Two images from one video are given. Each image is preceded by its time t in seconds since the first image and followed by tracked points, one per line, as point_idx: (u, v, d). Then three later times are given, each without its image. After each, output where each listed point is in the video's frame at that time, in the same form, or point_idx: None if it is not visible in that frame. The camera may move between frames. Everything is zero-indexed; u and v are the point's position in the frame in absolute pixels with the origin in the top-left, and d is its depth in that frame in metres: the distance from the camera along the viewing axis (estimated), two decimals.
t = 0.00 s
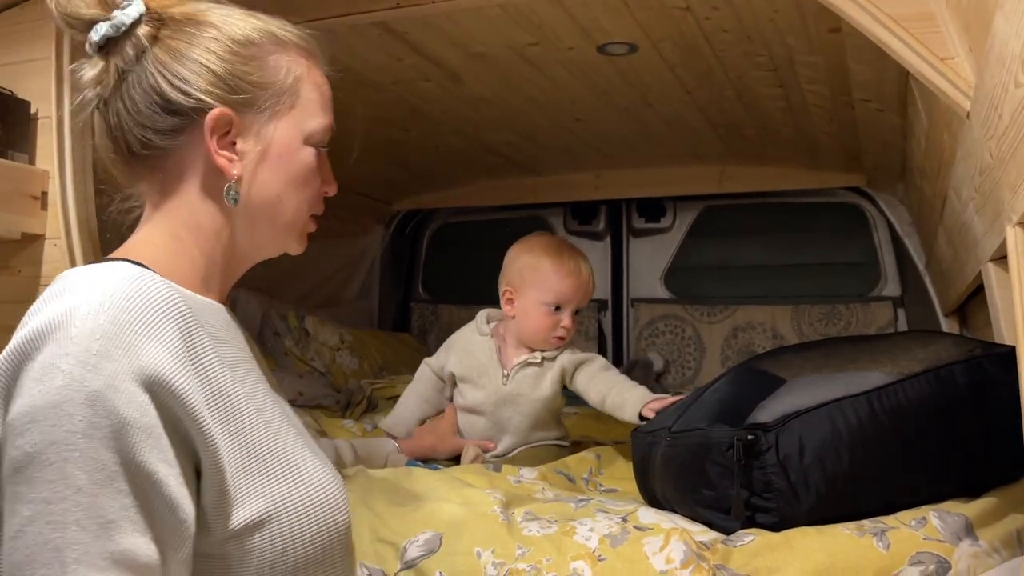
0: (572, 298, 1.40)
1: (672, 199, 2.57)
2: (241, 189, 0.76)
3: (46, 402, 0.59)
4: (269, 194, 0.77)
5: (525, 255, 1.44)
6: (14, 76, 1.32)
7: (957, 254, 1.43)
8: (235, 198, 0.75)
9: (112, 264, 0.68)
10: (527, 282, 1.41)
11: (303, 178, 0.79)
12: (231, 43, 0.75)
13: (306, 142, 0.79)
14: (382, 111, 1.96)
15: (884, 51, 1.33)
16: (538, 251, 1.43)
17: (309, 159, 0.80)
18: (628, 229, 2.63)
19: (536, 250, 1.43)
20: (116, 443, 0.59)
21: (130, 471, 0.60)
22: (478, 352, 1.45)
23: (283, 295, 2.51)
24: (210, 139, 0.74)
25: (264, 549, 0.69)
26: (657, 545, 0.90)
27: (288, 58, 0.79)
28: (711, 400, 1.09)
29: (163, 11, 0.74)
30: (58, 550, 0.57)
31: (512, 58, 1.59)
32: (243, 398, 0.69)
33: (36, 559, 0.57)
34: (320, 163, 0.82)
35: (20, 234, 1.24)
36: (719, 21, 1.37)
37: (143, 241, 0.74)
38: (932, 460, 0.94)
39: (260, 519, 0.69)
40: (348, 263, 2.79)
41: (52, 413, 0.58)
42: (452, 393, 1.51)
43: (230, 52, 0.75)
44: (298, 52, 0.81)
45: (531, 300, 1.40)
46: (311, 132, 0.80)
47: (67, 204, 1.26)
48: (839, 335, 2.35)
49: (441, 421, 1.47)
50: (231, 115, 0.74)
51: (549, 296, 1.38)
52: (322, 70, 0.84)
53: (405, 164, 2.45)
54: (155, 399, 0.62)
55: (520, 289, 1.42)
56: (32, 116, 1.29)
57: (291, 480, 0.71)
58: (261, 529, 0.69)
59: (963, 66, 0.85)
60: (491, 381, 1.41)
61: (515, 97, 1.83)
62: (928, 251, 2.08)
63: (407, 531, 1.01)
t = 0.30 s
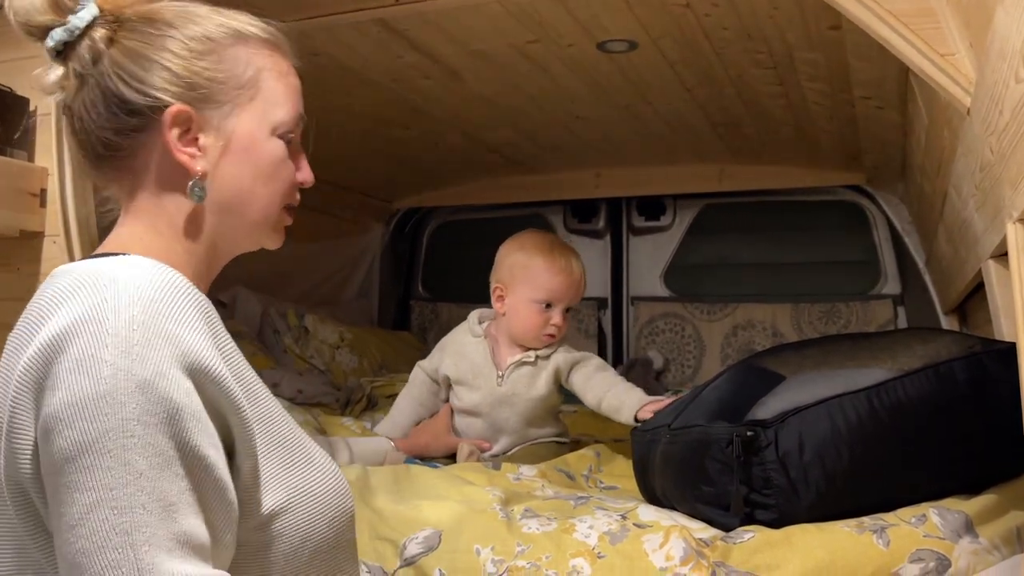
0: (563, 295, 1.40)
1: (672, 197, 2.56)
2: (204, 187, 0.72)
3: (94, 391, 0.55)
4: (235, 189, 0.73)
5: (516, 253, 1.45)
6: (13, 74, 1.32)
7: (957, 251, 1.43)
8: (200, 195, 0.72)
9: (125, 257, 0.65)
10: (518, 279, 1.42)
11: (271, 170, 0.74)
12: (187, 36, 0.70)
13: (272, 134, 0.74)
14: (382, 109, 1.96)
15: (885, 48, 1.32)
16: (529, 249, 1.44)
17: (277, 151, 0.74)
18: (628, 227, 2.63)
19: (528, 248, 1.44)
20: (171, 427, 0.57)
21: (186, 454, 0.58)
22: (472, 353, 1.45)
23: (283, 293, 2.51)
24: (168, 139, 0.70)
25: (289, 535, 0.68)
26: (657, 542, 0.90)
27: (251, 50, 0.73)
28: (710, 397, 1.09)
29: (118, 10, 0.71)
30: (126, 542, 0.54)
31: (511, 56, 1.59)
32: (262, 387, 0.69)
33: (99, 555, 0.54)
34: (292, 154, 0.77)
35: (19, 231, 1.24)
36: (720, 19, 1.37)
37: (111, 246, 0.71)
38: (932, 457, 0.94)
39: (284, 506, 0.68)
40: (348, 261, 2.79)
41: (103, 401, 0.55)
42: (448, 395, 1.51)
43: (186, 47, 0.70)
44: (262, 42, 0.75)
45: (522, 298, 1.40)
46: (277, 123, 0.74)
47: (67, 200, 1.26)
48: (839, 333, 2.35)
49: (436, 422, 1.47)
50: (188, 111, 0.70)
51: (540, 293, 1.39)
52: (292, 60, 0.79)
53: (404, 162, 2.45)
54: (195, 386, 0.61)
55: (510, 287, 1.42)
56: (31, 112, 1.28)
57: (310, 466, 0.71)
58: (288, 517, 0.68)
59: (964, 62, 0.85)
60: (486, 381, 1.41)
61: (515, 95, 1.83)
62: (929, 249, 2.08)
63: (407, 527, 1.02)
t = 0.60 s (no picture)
0: (548, 290, 1.41)
1: (672, 197, 2.56)
2: (155, 194, 0.74)
3: (88, 410, 0.55)
4: (186, 192, 0.73)
5: (502, 250, 1.46)
6: (13, 73, 1.32)
7: (957, 251, 1.43)
8: (151, 203, 0.74)
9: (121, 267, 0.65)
10: (503, 276, 1.43)
11: (218, 168, 0.73)
12: (122, 48, 0.72)
13: (217, 132, 0.73)
14: (383, 109, 1.96)
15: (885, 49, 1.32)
16: (514, 246, 1.45)
17: (223, 149, 0.73)
18: (627, 227, 2.63)
19: (513, 244, 1.45)
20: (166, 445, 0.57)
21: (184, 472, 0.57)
22: (463, 353, 1.45)
23: (283, 292, 2.51)
24: (119, 153, 0.74)
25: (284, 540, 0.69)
26: (657, 543, 0.90)
27: (190, 51, 0.73)
28: (710, 397, 1.09)
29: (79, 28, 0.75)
30: (123, 559, 0.55)
31: (511, 56, 1.59)
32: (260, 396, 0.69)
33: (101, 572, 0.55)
34: (251, 148, 0.74)
35: (18, 231, 1.24)
36: (720, 19, 1.37)
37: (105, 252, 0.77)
38: (933, 457, 0.94)
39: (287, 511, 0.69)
40: (348, 261, 2.79)
41: (95, 420, 0.55)
42: (443, 398, 1.51)
43: (127, 61, 0.72)
44: (208, 41, 0.74)
45: (507, 293, 1.41)
46: (224, 121, 0.73)
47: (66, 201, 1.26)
48: (839, 333, 2.35)
49: (432, 424, 1.46)
50: (127, 124, 0.73)
51: (525, 288, 1.40)
52: (249, 51, 0.76)
53: (404, 162, 2.45)
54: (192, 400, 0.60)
55: (496, 283, 1.43)
56: (31, 112, 1.28)
57: (309, 470, 0.71)
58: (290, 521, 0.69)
59: (964, 63, 0.85)
60: (479, 380, 1.41)
61: (515, 95, 1.83)
62: (929, 249, 2.08)
63: (408, 528, 1.02)
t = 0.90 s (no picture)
0: (550, 290, 1.41)
1: (673, 197, 2.56)
2: (162, 191, 0.79)
3: (15, 415, 0.66)
4: (188, 193, 0.77)
5: (504, 249, 1.46)
6: (13, 73, 1.32)
7: (958, 252, 1.43)
8: (158, 199, 0.79)
9: (96, 273, 0.75)
10: (504, 275, 1.43)
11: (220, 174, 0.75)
12: (150, 42, 0.76)
13: (220, 138, 0.75)
14: (383, 109, 1.96)
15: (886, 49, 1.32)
16: (516, 246, 1.45)
17: (226, 155, 0.75)
18: (628, 227, 2.63)
19: (515, 244, 1.45)
20: (72, 457, 0.66)
21: (84, 484, 0.66)
22: (465, 353, 1.46)
23: (283, 292, 2.51)
24: (133, 146, 0.78)
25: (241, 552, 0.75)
26: (658, 543, 0.90)
27: (202, 53, 0.75)
28: (711, 398, 1.09)
29: (123, 17, 0.79)
30: (11, 553, 0.65)
31: (511, 56, 1.59)
32: (216, 408, 0.76)
33: None
34: (255, 156, 0.76)
35: (19, 231, 1.25)
36: (720, 19, 1.37)
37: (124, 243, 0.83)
38: (934, 458, 0.94)
39: (230, 522, 0.75)
40: (349, 261, 2.79)
41: (15, 425, 0.66)
42: (444, 398, 1.51)
43: (147, 58, 0.76)
44: (223, 44, 0.76)
45: (508, 293, 1.41)
46: (228, 127, 0.75)
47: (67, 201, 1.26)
48: (840, 333, 2.34)
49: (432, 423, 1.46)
50: (139, 120, 0.77)
51: (526, 288, 1.40)
52: (265, 55, 0.77)
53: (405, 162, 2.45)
54: (116, 416, 0.68)
55: (497, 282, 1.44)
56: (31, 112, 1.28)
57: (263, 483, 0.78)
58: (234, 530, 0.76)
59: (965, 64, 0.85)
60: (480, 380, 1.41)
61: (514, 95, 1.83)
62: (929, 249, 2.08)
63: (409, 528, 1.02)
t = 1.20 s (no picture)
0: (553, 290, 1.41)
1: (674, 196, 2.56)
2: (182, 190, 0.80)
3: (27, 420, 0.63)
4: (198, 196, 0.76)
5: (509, 249, 1.46)
6: (14, 72, 1.32)
7: (959, 252, 1.43)
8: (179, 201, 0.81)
9: (102, 271, 0.73)
10: (508, 275, 1.43)
11: (227, 180, 0.74)
12: (176, 40, 0.76)
13: (230, 144, 0.73)
14: (384, 108, 1.96)
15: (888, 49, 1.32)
16: (521, 245, 1.45)
17: (234, 162, 0.74)
18: (628, 227, 2.63)
19: (520, 244, 1.45)
20: (89, 465, 0.64)
21: (100, 493, 0.65)
22: (467, 352, 1.46)
23: (284, 291, 2.51)
24: (158, 145, 0.79)
25: (249, 562, 0.75)
26: (660, 543, 0.90)
27: (220, 54, 0.74)
28: (713, 397, 1.09)
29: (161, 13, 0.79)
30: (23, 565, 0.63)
31: (513, 55, 1.59)
32: (226, 416, 0.75)
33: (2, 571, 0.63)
34: (264, 164, 0.74)
35: (20, 230, 1.24)
36: (722, 19, 1.37)
37: (152, 242, 0.83)
38: (936, 459, 0.94)
39: (239, 537, 0.74)
40: (349, 260, 2.78)
41: (30, 431, 0.63)
42: (446, 397, 1.51)
43: (170, 56, 0.76)
44: (240, 46, 0.75)
45: (512, 292, 1.41)
46: (239, 133, 0.73)
47: (68, 200, 1.26)
48: (841, 333, 2.34)
49: (434, 422, 1.46)
50: (163, 120, 0.77)
51: (529, 287, 1.40)
52: (283, 59, 0.75)
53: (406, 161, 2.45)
54: (131, 423, 0.67)
55: (501, 282, 1.44)
56: (33, 112, 1.28)
57: (272, 498, 0.77)
58: (241, 546, 0.74)
59: (968, 63, 0.85)
60: (482, 380, 1.41)
61: (516, 94, 1.83)
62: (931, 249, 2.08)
63: (410, 527, 1.01)
